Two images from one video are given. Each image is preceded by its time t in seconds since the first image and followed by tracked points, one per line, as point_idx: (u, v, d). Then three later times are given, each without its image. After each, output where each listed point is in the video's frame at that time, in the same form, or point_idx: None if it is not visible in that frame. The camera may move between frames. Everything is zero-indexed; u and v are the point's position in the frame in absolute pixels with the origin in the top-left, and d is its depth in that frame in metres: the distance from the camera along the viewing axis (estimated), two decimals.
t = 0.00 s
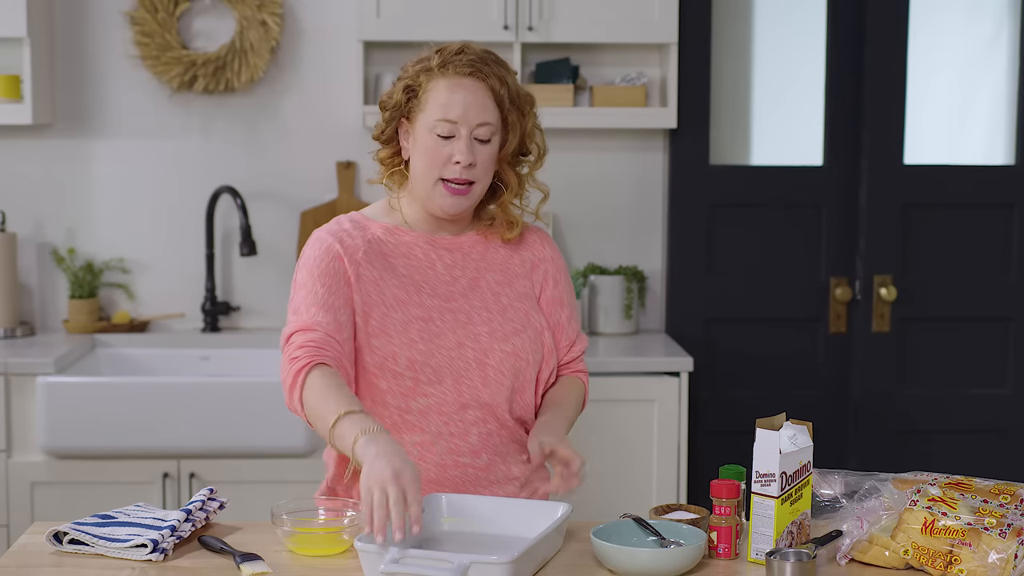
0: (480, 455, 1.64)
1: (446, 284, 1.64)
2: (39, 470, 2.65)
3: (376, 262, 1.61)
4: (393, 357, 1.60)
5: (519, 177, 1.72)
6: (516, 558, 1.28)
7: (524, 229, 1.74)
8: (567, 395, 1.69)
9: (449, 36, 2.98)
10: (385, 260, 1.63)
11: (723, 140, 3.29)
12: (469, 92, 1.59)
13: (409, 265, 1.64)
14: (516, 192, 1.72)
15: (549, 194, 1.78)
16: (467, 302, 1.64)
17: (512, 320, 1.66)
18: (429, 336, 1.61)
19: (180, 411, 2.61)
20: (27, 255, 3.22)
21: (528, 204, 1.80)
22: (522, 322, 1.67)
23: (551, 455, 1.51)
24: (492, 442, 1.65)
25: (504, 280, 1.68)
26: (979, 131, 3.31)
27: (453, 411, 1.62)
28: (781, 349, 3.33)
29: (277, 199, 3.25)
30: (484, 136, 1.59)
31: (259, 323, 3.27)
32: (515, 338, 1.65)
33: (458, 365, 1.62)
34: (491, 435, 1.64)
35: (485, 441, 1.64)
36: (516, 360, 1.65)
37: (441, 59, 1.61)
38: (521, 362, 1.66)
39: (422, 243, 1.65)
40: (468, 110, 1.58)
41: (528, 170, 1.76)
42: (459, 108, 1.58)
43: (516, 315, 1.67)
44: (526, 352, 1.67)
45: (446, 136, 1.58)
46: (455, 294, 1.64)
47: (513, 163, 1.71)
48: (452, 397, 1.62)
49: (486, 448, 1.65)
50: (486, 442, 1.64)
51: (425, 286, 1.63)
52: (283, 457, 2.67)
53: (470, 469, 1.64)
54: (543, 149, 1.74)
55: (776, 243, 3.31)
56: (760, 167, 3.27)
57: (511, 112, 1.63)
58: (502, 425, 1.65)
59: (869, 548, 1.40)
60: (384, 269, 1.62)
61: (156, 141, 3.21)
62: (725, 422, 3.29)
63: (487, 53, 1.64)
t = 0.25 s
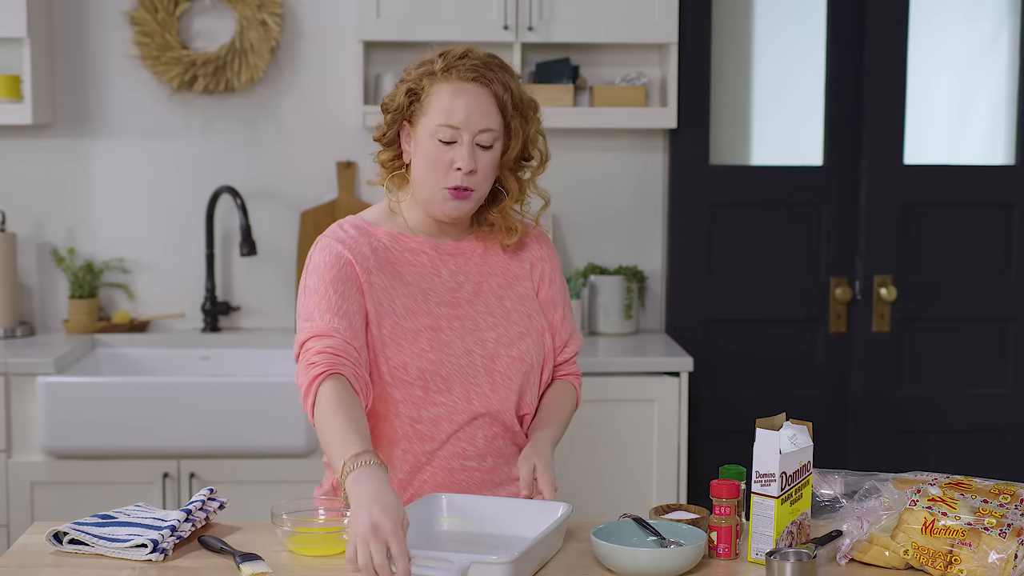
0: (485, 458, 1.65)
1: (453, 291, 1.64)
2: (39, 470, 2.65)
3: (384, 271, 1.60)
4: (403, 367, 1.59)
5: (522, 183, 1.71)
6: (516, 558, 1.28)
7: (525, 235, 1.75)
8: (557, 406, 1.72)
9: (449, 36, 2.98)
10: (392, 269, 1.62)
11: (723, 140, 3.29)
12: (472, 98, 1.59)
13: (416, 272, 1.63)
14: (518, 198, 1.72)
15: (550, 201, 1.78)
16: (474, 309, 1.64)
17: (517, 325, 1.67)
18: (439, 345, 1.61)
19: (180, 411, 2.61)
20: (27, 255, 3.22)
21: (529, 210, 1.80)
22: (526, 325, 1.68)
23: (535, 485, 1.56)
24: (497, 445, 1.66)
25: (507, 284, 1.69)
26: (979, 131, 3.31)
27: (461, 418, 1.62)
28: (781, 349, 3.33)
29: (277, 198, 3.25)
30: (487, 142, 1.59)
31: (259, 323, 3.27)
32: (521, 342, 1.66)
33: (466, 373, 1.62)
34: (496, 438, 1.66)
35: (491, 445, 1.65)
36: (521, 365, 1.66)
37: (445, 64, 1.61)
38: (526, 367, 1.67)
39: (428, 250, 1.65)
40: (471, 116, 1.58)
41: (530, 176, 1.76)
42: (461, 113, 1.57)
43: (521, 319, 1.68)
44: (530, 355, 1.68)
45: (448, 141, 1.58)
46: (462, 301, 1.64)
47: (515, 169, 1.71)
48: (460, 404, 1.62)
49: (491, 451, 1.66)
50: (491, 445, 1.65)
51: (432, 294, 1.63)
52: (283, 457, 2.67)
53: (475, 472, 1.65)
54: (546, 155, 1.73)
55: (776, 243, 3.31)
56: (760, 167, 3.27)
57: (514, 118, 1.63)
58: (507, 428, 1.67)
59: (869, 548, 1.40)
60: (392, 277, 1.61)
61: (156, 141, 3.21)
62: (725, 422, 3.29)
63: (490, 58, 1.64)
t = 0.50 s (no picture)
0: (484, 460, 1.65)
1: (451, 294, 1.64)
2: (39, 470, 2.65)
3: (381, 274, 1.60)
4: (401, 371, 1.59)
5: (521, 185, 1.72)
6: (499, 563, 1.25)
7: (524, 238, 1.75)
8: (560, 411, 1.72)
9: (448, 36, 2.98)
10: (390, 273, 1.62)
11: (723, 140, 3.29)
12: (472, 99, 1.59)
13: (414, 276, 1.63)
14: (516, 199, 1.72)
15: (549, 203, 1.78)
16: (471, 312, 1.64)
17: (515, 327, 1.67)
18: (436, 349, 1.61)
19: (180, 411, 2.61)
20: (27, 255, 3.22)
21: (528, 212, 1.80)
22: (523, 328, 1.68)
23: (540, 492, 1.58)
24: (495, 447, 1.66)
25: (505, 287, 1.69)
26: (979, 131, 3.31)
27: (459, 422, 1.62)
28: (781, 349, 3.33)
29: (277, 198, 3.25)
30: (487, 143, 1.59)
31: (259, 323, 3.27)
32: (519, 345, 1.66)
33: (464, 377, 1.62)
34: (494, 440, 1.66)
35: (489, 447, 1.65)
36: (519, 368, 1.66)
37: (445, 65, 1.61)
38: (523, 369, 1.67)
39: (425, 253, 1.65)
40: (471, 118, 1.58)
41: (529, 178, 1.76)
42: (461, 114, 1.57)
43: (519, 322, 1.68)
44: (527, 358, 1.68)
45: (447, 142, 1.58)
46: (460, 304, 1.64)
47: (515, 171, 1.71)
48: (459, 408, 1.62)
49: (490, 453, 1.66)
50: (490, 448, 1.65)
51: (430, 298, 1.63)
52: (283, 457, 2.67)
53: (474, 475, 1.65)
54: (546, 158, 1.73)
55: (776, 243, 3.31)
56: (760, 167, 3.28)
57: (514, 120, 1.63)
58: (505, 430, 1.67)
59: (869, 548, 1.40)
60: (390, 281, 1.61)
61: (156, 141, 3.21)
62: (725, 422, 3.29)
63: (490, 59, 1.64)
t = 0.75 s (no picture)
0: (482, 464, 1.65)
1: (447, 298, 1.64)
2: (39, 470, 2.65)
3: (377, 277, 1.60)
4: (395, 375, 1.59)
5: (519, 186, 1.72)
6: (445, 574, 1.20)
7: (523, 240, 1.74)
8: (564, 416, 1.69)
9: (448, 36, 2.98)
10: (385, 276, 1.62)
11: (723, 140, 3.28)
12: (467, 98, 1.59)
13: (410, 279, 1.63)
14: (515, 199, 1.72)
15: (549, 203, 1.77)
16: (467, 316, 1.64)
17: (511, 332, 1.66)
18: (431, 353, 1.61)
19: (180, 411, 2.61)
20: (27, 255, 3.22)
21: (528, 214, 1.79)
22: (520, 332, 1.67)
23: (531, 502, 1.52)
24: (493, 450, 1.66)
25: (503, 290, 1.68)
26: (979, 131, 3.31)
27: (455, 426, 1.62)
28: (781, 349, 3.33)
29: (278, 198, 3.25)
30: (483, 142, 1.59)
31: (259, 323, 3.27)
32: (515, 350, 1.66)
33: (459, 382, 1.62)
34: (492, 444, 1.65)
35: (486, 451, 1.65)
36: (515, 372, 1.66)
37: (440, 64, 1.61)
38: (520, 374, 1.66)
39: (422, 256, 1.65)
40: (467, 116, 1.58)
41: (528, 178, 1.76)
42: (457, 113, 1.58)
43: (516, 326, 1.67)
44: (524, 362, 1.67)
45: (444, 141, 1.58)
46: (456, 308, 1.64)
47: (513, 171, 1.71)
48: (454, 412, 1.62)
49: (488, 457, 1.65)
50: (487, 451, 1.65)
51: (426, 302, 1.63)
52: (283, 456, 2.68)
53: (471, 478, 1.64)
54: (544, 157, 1.74)
55: (776, 243, 3.31)
56: (760, 167, 3.27)
57: (511, 118, 1.63)
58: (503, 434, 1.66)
59: (869, 548, 1.40)
60: (385, 285, 1.61)
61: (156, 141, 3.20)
62: (725, 422, 3.29)
63: (486, 58, 1.64)
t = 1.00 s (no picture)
0: (479, 466, 1.64)
1: (445, 298, 1.64)
2: (39, 470, 2.65)
3: (374, 276, 1.61)
4: (389, 374, 1.60)
5: (521, 186, 1.71)
6: None
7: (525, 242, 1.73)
8: (555, 425, 1.65)
9: (448, 36, 2.98)
10: (383, 275, 1.62)
11: (723, 140, 3.29)
12: (465, 97, 1.59)
13: (409, 279, 1.63)
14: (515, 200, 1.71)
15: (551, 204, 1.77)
16: (464, 317, 1.63)
17: (510, 334, 1.65)
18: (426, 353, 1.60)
19: (180, 411, 2.61)
20: (27, 255, 3.22)
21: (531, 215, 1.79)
22: (519, 335, 1.66)
23: (506, 507, 1.47)
24: (491, 453, 1.65)
25: (503, 292, 1.67)
26: (979, 131, 3.31)
27: (450, 426, 1.62)
28: (781, 349, 3.33)
29: (278, 198, 3.25)
30: (481, 142, 1.59)
31: (259, 323, 3.27)
32: (512, 353, 1.64)
33: (454, 382, 1.61)
34: (489, 446, 1.65)
35: (484, 453, 1.64)
36: (512, 374, 1.65)
37: (439, 64, 1.61)
38: (517, 376, 1.65)
39: (421, 255, 1.64)
40: (464, 116, 1.58)
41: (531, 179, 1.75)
42: (454, 113, 1.58)
43: (515, 328, 1.66)
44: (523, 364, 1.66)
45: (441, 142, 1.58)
46: (453, 308, 1.63)
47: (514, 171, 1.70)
48: (449, 412, 1.61)
49: (485, 459, 1.64)
50: (485, 454, 1.64)
51: (423, 301, 1.63)
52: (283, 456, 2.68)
53: (468, 480, 1.64)
54: (545, 158, 1.73)
55: (776, 243, 3.31)
56: (760, 167, 3.28)
57: (510, 118, 1.63)
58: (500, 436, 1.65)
59: (869, 548, 1.40)
60: (382, 284, 1.61)
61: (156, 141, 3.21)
62: (725, 422, 3.29)
63: (485, 58, 1.64)
